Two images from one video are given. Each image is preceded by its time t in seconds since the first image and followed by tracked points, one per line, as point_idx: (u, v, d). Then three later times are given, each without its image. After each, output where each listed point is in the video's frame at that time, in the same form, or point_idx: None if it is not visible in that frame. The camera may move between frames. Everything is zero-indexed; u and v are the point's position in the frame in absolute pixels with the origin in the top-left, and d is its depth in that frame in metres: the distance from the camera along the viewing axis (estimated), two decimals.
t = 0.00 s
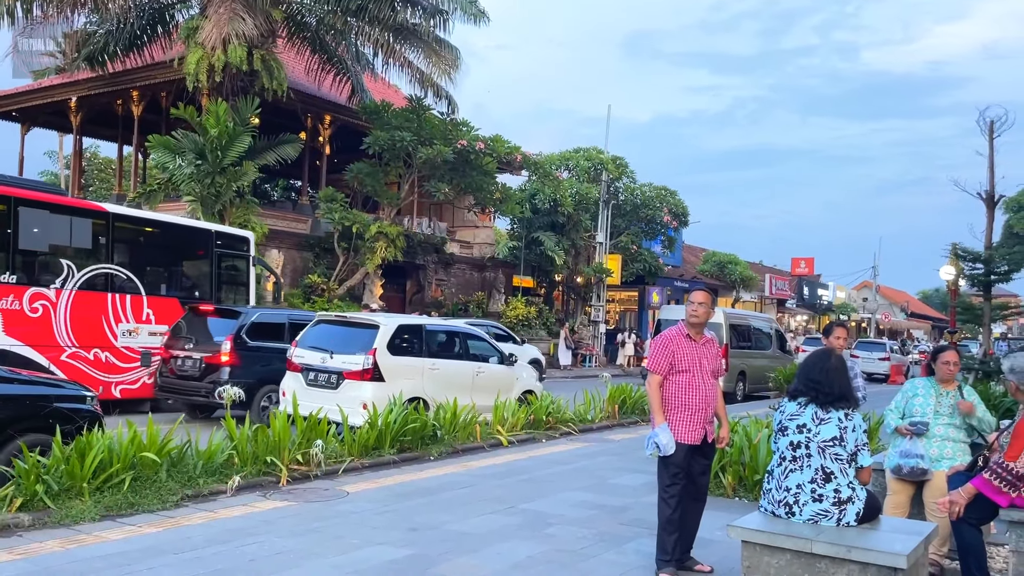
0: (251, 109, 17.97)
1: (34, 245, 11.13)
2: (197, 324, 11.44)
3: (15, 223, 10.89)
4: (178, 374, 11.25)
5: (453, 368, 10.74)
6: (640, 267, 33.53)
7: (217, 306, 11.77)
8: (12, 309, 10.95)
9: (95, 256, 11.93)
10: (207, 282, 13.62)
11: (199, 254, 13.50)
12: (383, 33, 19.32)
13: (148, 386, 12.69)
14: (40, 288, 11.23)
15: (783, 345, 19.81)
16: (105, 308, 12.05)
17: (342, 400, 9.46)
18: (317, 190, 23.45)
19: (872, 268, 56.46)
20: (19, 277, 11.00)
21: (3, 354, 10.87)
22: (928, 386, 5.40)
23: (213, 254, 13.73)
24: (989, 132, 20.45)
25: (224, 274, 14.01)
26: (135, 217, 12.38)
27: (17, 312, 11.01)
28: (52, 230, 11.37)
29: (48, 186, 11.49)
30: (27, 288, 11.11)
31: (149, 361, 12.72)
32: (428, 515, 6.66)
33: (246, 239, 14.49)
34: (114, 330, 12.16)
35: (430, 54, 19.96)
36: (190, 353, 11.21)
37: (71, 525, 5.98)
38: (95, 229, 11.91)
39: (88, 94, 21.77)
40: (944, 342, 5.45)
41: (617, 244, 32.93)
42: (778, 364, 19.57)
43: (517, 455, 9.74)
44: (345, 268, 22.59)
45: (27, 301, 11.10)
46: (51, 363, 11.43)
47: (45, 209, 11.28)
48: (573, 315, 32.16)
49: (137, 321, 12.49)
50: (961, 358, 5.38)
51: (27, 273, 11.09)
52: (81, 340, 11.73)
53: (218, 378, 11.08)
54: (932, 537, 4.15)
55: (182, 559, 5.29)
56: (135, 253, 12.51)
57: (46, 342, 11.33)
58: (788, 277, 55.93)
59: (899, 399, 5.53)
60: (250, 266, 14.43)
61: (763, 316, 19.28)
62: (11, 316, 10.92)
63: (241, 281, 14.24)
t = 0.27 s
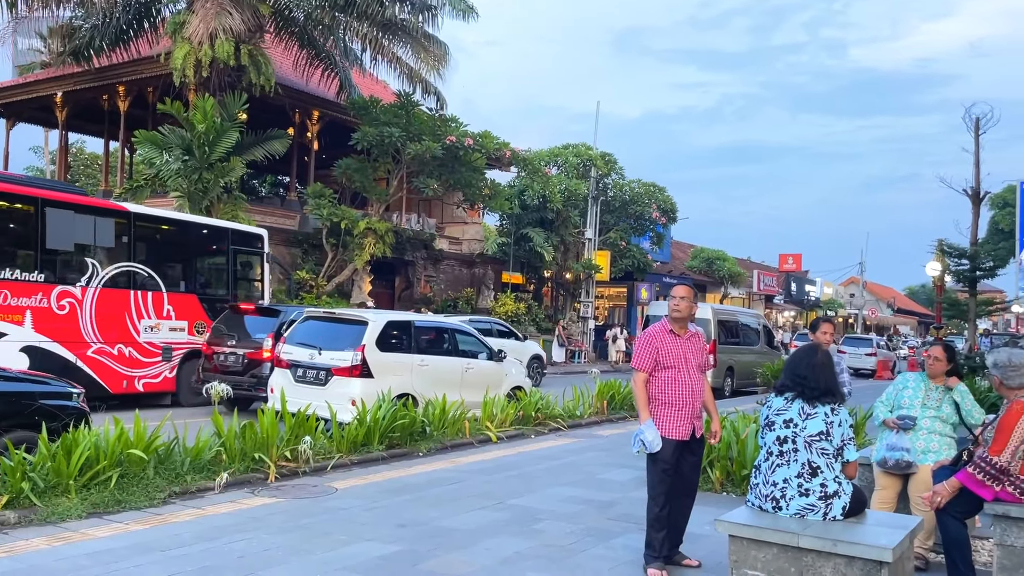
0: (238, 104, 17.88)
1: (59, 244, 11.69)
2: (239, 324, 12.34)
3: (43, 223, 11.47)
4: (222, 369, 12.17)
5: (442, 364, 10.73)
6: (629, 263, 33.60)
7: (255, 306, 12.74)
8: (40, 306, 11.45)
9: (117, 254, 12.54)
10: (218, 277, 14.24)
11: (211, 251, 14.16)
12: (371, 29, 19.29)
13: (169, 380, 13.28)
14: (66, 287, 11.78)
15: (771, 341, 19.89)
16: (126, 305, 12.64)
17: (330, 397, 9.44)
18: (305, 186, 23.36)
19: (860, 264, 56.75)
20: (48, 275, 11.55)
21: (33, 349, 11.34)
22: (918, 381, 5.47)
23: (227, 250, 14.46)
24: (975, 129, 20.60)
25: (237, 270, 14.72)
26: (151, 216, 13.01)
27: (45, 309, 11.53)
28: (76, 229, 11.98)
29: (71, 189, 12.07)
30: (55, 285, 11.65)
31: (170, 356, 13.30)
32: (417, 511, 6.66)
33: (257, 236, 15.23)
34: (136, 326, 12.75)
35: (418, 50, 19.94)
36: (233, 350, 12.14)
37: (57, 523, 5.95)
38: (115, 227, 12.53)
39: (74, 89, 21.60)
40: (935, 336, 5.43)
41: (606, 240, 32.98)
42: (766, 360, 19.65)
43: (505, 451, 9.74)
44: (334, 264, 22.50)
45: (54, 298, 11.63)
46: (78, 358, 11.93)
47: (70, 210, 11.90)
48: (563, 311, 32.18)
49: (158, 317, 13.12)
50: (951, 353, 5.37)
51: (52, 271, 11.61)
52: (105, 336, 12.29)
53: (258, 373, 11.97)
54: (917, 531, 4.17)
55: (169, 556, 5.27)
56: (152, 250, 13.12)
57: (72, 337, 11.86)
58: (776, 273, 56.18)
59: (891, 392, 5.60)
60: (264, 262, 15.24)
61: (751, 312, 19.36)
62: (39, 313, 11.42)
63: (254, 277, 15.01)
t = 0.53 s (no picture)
0: (226, 101, 17.79)
1: (80, 246, 11.83)
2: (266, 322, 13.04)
3: (65, 225, 11.64)
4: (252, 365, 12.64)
5: (431, 361, 10.73)
6: (618, 260, 33.67)
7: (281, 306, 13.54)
8: (63, 306, 11.60)
9: (136, 255, 12.62)
10: (232, 277, 14.24)
11: (225, 251, 14.14)
12: (360, 25, 19.26)
13: (185, 378, 13.38)
14: (88, 287, 11.92)
15: (759, 338, 19.97)
16: (146, 305, 12.73)
17: (319, 394, 9.41)
18: (293, 183, 23.27)
19: (847, 261, 57.06)
20: (71, 276, 11.70)
21: (56, 348, 11.51)
22: (905, 377, 5.50)
23: (242, 250, 14.41)
24: (960, 127, 20.77)
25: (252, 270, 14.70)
26: (168, 217, 13.03)
27: (68, 308, 11.68)
28: (97, 231, 12.10)
29: (92, 191, 12.23)
30: (78, 285, 11.80)
31: (186, 354, 13.40)
32: (406, 508, 6.66)
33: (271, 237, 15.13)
34: (154, 325, 12.85)
35: (407, 46, 19.92)
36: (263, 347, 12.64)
37: (44, 521, 5.91)
38: (134, 229, 12.58)
39: (59, 85, 21.43)
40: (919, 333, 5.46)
41: (595, 237, 33.02)
42: (754, 356, 19.73)
43: (494, 448, 9.74)
44: (322, 261, 22.40)
45: (77, 297, 11.77)
46: (99, 356, 12.07)
47: (92, 212, 12.04)
48: (551, 308, 32.18)
49: (175, 316, 13.19)
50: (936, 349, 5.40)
51: (74, 272, 11.75)
52: (125, 334, 12.41)
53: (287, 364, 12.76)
54: (902, 526, 4.19)
55: (156, 555, 5.25)
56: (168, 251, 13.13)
57: (93, 336, 12.00)
58: (764, 270, 56.44)
59: (878, 388, 5.64)
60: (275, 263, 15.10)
61: (739, 309, 19.44)
62: (62, 312, 11.58)
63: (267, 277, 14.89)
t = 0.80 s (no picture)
0: (212, 96, 17.66)
1: (102, 246, 12.34)
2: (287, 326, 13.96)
3: (87, 226, 12.14)
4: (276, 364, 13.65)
5: (419, 358, 10.72)
6: (606, 257, 33.72)
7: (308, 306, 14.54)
8: (85, 304, 12.12)
9: (153, 255, 13.08)
10: (245, 276, 14.60)
11: (237, 251, 14.49)
12: (347, 21, 19.19)
13: (199, 374, 13.87)
14: (108, 286, 12.40)
15: (746, 335, 20.04)
16: (164, 303, 13.21)
17: (306, 391, 9.38)
18: (280, 180, 23.16)
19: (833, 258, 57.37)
20: (92, 275, 12.20)
21: (78, 345, 12.03)
22: (888, 373, 5.55)
23: (254, 250, 14.75)
24: (944, 125, 20.95)
25: (265, 270, 15.02)
26: (182, 218, 13.42)
27: (89, 306, 12.19)
28: (116, 231, 12.55)
29: (111, 193, 12.71)
30: (98, 284, 12.29)
31: (201, 351, 13.86)
32: (393, 505, 6.65)
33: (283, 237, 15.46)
34: (171, 323, 13.32)
35: (394, 42, 19.86)
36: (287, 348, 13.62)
37: (28, 519, 5.87)
38: (152, 229, 13.04)
39: (43, 80, 21.23)
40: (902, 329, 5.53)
41: (583, 234, 33.06)
42: (741, 353, 19.81)
43: (482, 445, 9.74)
44: (310, 258, 22.30)
45: (97, 296, 12.27)
46: (118, 353, 12.58)
47: (111, 213, 12.51)
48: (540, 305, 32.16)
49: (191, 314, 13.61)
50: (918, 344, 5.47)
51: (96, 272, 12.26)
52: (144, 332, 12.90)
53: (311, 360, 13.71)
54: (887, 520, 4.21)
55: (143, 552, 5.23)
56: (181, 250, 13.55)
57: (113, 334, 12.51)
58: (750, 267, 56.70)
59: (863, 384, 5.68)
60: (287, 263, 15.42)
61: (727, 305, 19.52)
62: (84, 311, 12.10)
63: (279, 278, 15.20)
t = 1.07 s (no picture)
0: (197, 93, 17.58)
1: (119, 246, 12.70)
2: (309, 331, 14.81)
3: (103, 227, 12.46)
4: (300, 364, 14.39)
5: (406, 355, 10.69)
6: (593, 255, 33.75)
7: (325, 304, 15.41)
8: (103, 303, 12.47)
9: (166, 254, 13.47)
10: (253, 274, 15.06)
11: (246, 249, 14.95)
12: (333, 17, 19.10)
13: (211, 369, 14.35)
14: (125, 284, 12.77)
15: (733, 332, 20.11)
16: (178, 301, 13.62)
17: (292, 389, 9.35)
18: (267, 177, 23.05)
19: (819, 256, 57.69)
20: (109, 274, 12.54)
21: (98, 342, 12.38)
22: (868, 370, 5.59)
23: (261, 248, 15.22)
24: (929, 123, 21.10)
25: (271, 268, 15.49)
26: (194, 218, 13.85)
27: (107, 305, 12.54)
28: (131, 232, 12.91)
29: (124, 195, 13.07)
30: (115, 283, 12.65)
31: (213, 348, 14.35)
32: (380, 503, 6.63)
33: (286, 236, 15.85)
34: (184, 320, 13.69)
35: (381, 39, 19.80)
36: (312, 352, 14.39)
37: (12, 518, 5.81)
38: (166, 229, 13.44)
39: (26, 76, 21.02)
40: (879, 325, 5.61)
41: (570, 231, 33.08)
42: (728, 350, 19.88)
43: (470, 443, 9.72)
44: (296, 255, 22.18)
45: (115, 295, 12.62)
46: (135, 350, 12.92)
47: (127, 214, 12.87)
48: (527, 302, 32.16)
49: (203, 312, 14.06)
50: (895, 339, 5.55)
51: (113, 271, 12.61)
52: (158, 330, 13.28)
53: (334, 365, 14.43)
54: (874, 517, 4.19)
55: (128, 551, 5.19)
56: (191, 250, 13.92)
57: (130, 331, 12.87)
58: (737, 264, 56.94)
59: (845, 382, 5.73)
60: (292, 260, 15.89)
61: (713, 303, 19.61)
62: (102, 309, 12.44)
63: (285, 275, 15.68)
